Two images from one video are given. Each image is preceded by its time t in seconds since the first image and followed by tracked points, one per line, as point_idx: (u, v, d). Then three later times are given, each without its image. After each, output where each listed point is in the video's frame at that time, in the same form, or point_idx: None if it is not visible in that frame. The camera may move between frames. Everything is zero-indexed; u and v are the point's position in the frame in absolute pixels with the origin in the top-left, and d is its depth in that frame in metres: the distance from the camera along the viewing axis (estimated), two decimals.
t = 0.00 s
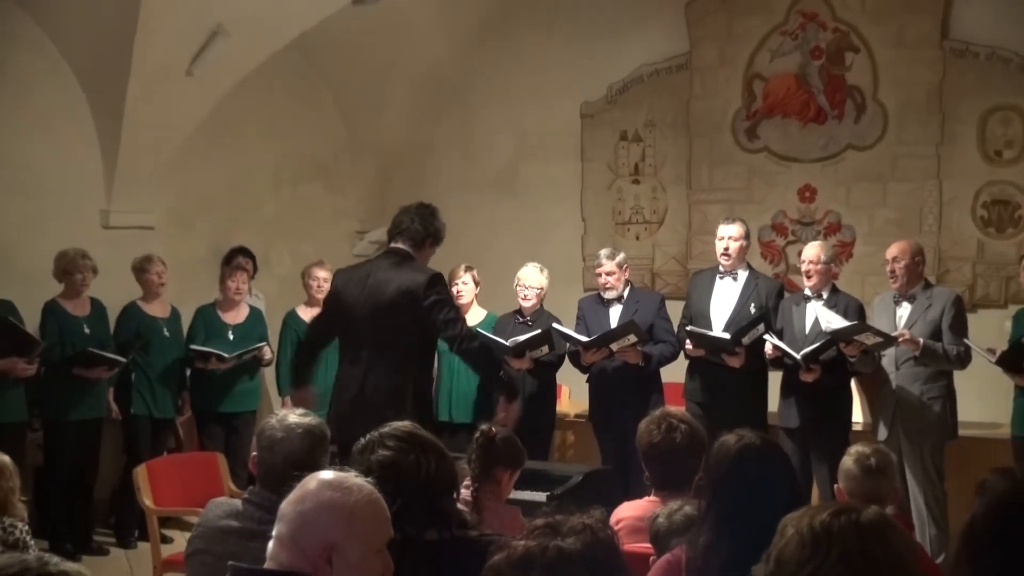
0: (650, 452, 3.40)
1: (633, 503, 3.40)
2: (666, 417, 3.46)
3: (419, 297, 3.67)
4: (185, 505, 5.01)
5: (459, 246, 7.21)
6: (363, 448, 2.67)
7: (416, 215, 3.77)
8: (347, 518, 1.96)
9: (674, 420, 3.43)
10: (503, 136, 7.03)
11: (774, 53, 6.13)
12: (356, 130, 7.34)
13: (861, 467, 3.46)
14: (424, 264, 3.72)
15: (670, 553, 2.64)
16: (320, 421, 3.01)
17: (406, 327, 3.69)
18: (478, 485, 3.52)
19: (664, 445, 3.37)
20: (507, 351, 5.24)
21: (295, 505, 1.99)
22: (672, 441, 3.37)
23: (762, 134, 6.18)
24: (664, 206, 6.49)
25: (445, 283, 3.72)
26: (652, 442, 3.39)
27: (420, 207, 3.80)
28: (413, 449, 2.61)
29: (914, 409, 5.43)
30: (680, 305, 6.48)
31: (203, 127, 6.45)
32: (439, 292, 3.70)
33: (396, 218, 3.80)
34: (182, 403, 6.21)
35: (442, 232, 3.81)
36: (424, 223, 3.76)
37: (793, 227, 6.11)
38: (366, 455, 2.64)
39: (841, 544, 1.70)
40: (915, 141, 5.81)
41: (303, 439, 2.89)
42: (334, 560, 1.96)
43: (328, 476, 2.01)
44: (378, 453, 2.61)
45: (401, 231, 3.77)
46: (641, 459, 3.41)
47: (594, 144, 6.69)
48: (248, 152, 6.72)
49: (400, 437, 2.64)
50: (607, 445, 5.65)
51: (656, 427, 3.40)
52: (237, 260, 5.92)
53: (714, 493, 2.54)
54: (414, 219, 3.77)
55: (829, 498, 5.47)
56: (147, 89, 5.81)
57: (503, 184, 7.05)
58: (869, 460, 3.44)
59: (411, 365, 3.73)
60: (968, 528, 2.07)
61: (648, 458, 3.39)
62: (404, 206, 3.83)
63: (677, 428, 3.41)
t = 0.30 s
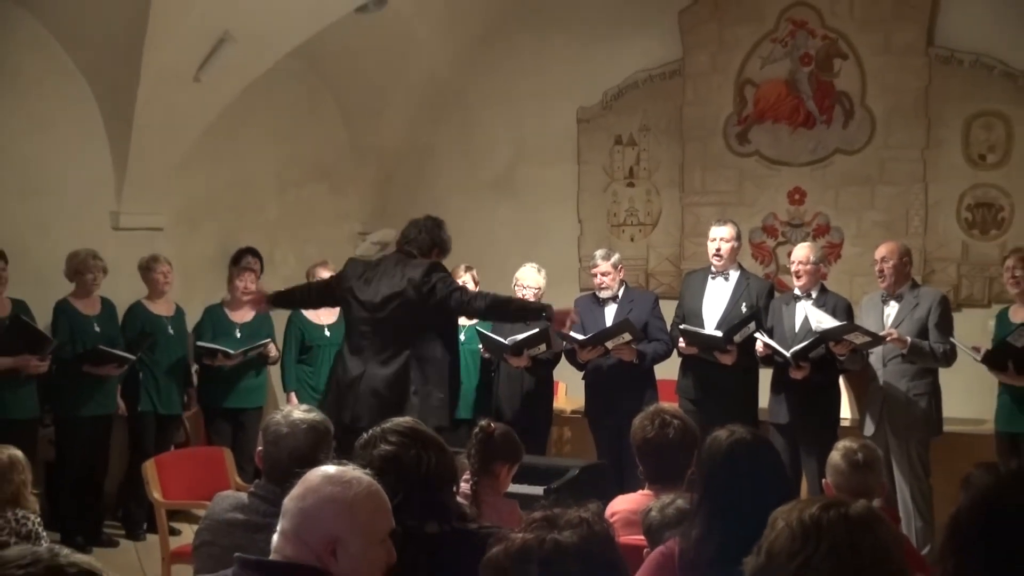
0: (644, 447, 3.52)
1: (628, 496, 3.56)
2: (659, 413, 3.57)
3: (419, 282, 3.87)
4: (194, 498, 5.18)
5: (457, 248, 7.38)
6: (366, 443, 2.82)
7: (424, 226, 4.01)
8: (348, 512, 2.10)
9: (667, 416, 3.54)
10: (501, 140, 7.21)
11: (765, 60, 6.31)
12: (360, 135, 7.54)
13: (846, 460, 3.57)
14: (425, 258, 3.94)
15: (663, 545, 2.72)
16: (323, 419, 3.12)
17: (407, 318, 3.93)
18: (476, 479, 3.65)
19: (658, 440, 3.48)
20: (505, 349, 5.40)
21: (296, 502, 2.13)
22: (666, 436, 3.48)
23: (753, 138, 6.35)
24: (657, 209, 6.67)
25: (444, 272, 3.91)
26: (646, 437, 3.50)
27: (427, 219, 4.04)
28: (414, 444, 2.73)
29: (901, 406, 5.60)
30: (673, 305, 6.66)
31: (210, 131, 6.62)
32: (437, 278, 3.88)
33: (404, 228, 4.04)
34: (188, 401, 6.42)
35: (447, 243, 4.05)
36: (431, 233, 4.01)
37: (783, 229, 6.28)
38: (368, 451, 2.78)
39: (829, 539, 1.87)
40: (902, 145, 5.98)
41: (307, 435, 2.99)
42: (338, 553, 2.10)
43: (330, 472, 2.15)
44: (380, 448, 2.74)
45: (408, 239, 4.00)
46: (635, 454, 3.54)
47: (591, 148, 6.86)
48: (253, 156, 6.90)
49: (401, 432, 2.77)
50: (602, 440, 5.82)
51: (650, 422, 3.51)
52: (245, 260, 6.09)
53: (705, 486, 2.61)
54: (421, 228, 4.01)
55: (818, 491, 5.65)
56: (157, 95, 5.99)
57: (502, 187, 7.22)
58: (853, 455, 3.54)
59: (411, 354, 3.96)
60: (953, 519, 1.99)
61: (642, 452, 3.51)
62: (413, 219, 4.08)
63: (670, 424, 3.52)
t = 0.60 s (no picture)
0: (641, 442, 3.63)
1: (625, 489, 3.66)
2: (655, 410, 3.67)
3: (416, 296, 4.06)
4: (204, 492, 5.35)
5: (460, 249, 7.59)
6: (370, 438, 2.90)
7: (422, 232, 4.19)
8: (351, 502, 2.10)
9: (663, 412, 3.65)
10: (501, 144, 7.42)
11: (757, 67, 6.49)
12: (364, 139, 7.75)
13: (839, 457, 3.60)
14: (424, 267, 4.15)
15: (659, 540, 2.75)
16: (328, 415, 3.26)
17: (401, 328, 4.09)
18: (478, 473, 3.79)
19: (655, 436, 3.59)
20: (506, 348, 5.57)
21: (300, 495, 2.13)
22: (662, 431, 3.58)
23: (746, 143, 6.54)
24: (653, 211, 6.87)
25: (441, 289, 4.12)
26: (643, 433, 3.61)
27: (426, 225, 4.22)
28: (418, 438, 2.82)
29: (890, 402, 5.76)
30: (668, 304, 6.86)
31: (220, 136, 6.83)
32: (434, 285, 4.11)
33: (404, 233, 4.23)
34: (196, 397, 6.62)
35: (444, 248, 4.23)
36: (428, 238, 4.19)
37: (775, 231, 6.46)
38: (373, 446, 2.86)
39: (820, 532, 1.87)
40: (889, 149, 6.17)
41: (313, 429, 3.11)
42: (343, 544, 2.10)
43: (333, 465, 2.16)
44: (384, 443, 2.82)
45: (407, 245, 4.19)
46: (631, 449, 3.65)
47: (588, 152, 7.07)
48: (261, 160, 7.11)
49: (405, 428, 2.85)
50: (599, 435, 6.00)
51: (647, 417, 3.62)
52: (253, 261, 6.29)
53: (698, 482, 2.63)
54: (420, 234, 4.18)
55: (809, 485, 5.82)
56: (169, 102, 6.19)
57: (503, 190, 7.43)
58: (845, 450, 3.59)
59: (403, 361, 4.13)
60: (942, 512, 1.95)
61: (639, 447, 3.62)
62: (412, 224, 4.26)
63: (665, 420, 3.62)
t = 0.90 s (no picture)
0: (637, 437, 3.78)
1: (622, 483, 3.81)
2: (650, 406, 3.83)
3: (410, 282, 3.92)
4: (214, 486, 5.53)
5: (460, 249, 7.80)
6: (374, 433, 2.99)
7: (398, 213, 3.98)
8: (355, 497, 2.19)
9: (657, 409, 3.81)
10: (501, 148, 7.61)
11: (749, 73, 6.68)
12: (367, 143, 7.95)
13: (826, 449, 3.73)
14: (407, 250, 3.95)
15: (654, 530, 2.84)
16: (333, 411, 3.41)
17: (402, 317, 3.99)
18: (479, 467, 3.96)
19: (650, 431, 3.74)
20: (504, 345, 5.74)
21: (308, 489, 2.23)
22: (657, 427, 3.74)
23: (738, 147, 6.73)
24: (648, 213, 7.06)
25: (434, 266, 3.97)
26: (638, 429, 3.77)
27: (401, 206, 3.99)
28: (422, 433, 2.92)
29: (879, 398, 5.94)
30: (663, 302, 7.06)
31: (227, 140, 7.02)
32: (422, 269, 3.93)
33: (380, 218, 4.01)
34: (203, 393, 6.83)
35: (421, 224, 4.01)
36: (405, 220, 3.97)
37: (766, 232, 6.65)
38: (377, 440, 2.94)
39: (809, 521, 1.96)
40: (877, 153, 6.35)
41: (318, 425, 3.27)
42: (348, 537, 2.20)
43: (340, 461, 2.25)
44: (388, 438, 2.91)
45: (386, 230, 3.98)
46: (628, 444, 3.79)
47: (585, 155, 7.26)
48: (266, 164, 7.30)
49: (409, 423, 2.95)
50: (596, 430, 6.19)
51: (642, 414, 3.78)
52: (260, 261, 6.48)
53: (693, 476, 2.76)
54: (396, 217, 3.97)
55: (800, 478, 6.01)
56: (179, 108, 6.39)
57: (502, 192, 7.62)
58: (833, 445, 3.71)
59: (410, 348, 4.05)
60: (929, 506, 2.16)
61: (635, 442, 3.77)
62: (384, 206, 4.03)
63: (659, 416, 3.78)
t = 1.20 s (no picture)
0: (634, 432, 3.93)
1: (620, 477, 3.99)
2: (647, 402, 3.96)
3: (406, 271, 3.96)
4: (223, 479, 5.72)
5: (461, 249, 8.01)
6: (379, 428, 3.12)
7: (410, 227, 4.06)
8: (360, 490, 2.35)
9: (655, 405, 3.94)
10: (501, 151, 7.81)
11: (742, 78, 6.87)
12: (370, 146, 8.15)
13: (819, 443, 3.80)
14: (409, 248, 4.00)
15: (649, 521, 2.98)
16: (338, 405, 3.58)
17: (400, 306, 4.03)
18: (481, 461, 4.13)
19: (646, 426, 3.89)
20: (503, 342, 5.91)
21: (315, 483, 2.38)
22: (653, 421, 3.88)
23: (731, 150, 6.92)
24: (644, 214, 7.26)
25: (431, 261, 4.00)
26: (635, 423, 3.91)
27: (412, 221, 4.08)
28: (424, 429, 3.06)
29: (869, 392, 6.10)
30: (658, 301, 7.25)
31: (235, 144, 7.23)
32: (423, 276, 3.97)
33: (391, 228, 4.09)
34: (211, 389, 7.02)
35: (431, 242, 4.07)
36: (416, 233, 4.04)
37: (759, 232, 6.84)
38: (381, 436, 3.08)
39: (801, 513, 2.07)
40: (866, 156, 6.54)
41: (325, 420, 3.42)
42: (353, 528, 2.35)
43: (346, 456, 2.40)
44: (393, 433, 3.05)
45: (393, 238, 4.04)
46: (625, 438, 3.94)
47: (583, 158, 7.45)
48: (273, 166, 7.50)
49: (412, 420, 3.08)
50: (593, 424, 6.38)
51: (640, 409, 3.92)
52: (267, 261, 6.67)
53: (686, 468, 2.92)
54: (407, 229, 4.05)
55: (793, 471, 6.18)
56: (188, 113, 6.58)
57: (502, 194, 7.82)
58: (825, 439, 3.81)
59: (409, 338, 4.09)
60: (919, 500, 2.36)
61: (633, 437, 3.92)
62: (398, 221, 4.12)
63: (656, 411, 3.92)
